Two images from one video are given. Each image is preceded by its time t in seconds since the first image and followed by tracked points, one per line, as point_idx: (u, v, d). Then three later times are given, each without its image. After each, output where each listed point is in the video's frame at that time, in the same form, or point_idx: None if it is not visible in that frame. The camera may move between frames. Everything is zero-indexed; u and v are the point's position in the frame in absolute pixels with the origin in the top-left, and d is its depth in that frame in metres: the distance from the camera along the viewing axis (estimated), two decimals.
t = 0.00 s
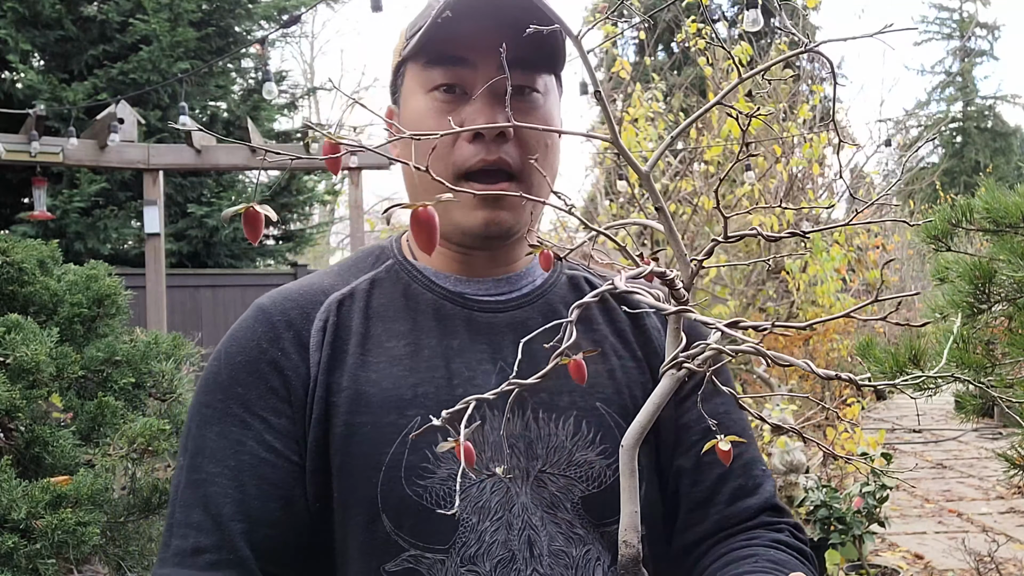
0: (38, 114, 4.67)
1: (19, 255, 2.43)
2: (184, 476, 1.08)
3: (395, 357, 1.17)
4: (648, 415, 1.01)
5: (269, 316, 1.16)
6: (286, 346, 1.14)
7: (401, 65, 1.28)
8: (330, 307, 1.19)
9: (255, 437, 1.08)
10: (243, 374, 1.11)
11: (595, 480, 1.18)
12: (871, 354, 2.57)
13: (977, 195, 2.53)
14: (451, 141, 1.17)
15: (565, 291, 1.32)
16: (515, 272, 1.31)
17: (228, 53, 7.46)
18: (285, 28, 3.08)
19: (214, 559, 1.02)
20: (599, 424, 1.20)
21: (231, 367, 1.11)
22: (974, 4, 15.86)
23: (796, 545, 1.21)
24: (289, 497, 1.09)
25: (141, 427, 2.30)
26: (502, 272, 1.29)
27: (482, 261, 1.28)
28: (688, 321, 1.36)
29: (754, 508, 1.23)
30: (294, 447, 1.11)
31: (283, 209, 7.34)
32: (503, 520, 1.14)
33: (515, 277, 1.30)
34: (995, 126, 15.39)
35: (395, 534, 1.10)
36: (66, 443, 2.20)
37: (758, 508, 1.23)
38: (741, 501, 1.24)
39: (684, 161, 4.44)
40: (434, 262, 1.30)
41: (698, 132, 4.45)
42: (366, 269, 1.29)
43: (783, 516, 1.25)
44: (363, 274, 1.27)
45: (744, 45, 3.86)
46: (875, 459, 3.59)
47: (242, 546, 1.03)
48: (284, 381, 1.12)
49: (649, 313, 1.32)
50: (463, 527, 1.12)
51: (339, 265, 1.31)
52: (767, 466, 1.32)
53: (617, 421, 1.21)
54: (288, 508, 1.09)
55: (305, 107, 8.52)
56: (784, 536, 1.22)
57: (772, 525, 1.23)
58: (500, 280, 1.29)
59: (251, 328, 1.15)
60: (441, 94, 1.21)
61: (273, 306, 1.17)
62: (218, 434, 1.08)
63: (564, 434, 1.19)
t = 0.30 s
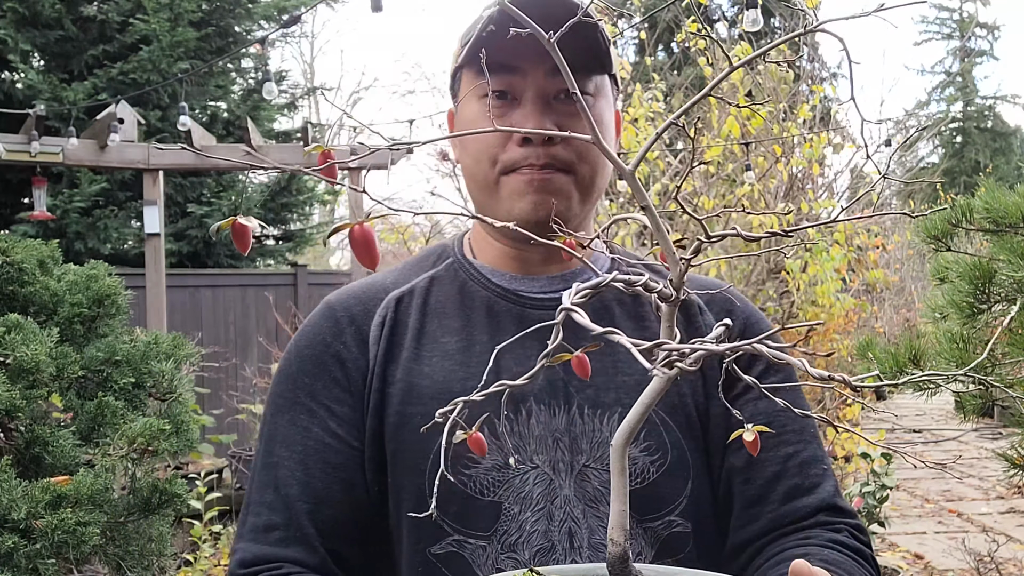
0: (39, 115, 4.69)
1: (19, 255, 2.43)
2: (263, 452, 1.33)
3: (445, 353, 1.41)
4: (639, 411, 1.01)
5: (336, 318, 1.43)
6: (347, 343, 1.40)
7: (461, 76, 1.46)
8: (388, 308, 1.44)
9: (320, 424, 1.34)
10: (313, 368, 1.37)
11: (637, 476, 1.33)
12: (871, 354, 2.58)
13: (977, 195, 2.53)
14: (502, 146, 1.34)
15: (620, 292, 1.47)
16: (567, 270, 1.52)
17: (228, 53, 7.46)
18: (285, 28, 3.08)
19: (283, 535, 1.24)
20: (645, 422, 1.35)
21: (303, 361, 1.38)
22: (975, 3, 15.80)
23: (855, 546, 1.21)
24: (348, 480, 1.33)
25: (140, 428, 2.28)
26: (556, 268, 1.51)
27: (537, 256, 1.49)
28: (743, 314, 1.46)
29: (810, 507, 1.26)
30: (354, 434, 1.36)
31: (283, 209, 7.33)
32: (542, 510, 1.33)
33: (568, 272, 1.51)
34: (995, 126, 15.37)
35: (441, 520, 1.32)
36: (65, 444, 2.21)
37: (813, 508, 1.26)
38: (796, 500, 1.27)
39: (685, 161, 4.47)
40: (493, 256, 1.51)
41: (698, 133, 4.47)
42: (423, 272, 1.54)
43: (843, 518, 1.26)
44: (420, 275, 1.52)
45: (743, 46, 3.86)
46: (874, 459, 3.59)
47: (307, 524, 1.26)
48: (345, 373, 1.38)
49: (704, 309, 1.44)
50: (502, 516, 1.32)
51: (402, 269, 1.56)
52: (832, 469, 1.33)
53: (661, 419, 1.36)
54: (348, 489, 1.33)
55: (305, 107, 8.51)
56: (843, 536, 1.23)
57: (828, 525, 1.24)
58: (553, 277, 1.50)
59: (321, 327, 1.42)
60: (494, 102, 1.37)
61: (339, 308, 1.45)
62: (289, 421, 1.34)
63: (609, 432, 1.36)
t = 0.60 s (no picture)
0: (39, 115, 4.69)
1: (19, 254, 2.44)
2: (307, 441, 1.38)
3: (477, 350, 1.43)
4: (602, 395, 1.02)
5: (376, 313, 1.47)
6: (385, 338, 1.44)
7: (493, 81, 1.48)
8: (425, 304, 1.47)
9: (359, 416, 1.37)
10: (353, 360, 1.41)
11: (658, 475, 1.35)
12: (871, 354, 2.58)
13: (977, 195, 2.53)
14: (530, 147, 1.35)
15: (653, 291, 1.46)
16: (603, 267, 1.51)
17: (228, 53, 7.46)
18: (286, 28, 3.07)
19: (322, 520, 1.30)
20: (669, 422, 1.36)
21: (345, 355, 1.42)
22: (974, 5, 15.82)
23: (884, 549, 1.20)
24: (385, 472, 1.35)
25: (140, 428, 2.28)
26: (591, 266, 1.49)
27: (572, 255, 1.49)
28: (777, 315, 1.42)
29: (839, 509, 1.25)
30: (391, 426, 1.38)
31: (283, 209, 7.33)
32: (562, 506, 1.34)
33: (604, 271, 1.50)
34: (995, 126, 15.37)
35: (465, 510, 1.35)
36: (65, 444, 2.21)
37: (842, 510, 1.25)
38: (824, 503, 1.26)
39: (685, 160, 4.49)
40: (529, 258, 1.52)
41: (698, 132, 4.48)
42: (463, 268, 1.56)
43: (875, 523, 1.24)
44: (460, 272, 1.54)
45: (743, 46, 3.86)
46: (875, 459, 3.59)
47: (344, 511, 1.31)
48: (383, 367, 1.41)
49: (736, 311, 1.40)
50: (526, 509, 1.35)
51: (444, 266, 1.59)
52: (867, 472, 1.31)
53: (685, 420, 1.36)
54: (383, 481, 1.35)
55: (305, 107, 8.50)
56: (872, 539, 1.22)
57: (857, 528, 1.23)
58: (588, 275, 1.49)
59: (362, 322, 1.46)
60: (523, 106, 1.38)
61: (379, 303, 1.48)
62: (331, 412, 1.38)
63: (632, 430, 1.37)
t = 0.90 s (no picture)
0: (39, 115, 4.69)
1: (19, 254, 2.44)
2: (307, 440, 1.39)
3: (474, 352, 1.44)
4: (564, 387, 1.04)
5: (376, 315, 1.47)
6: (384, 339, 1.44)
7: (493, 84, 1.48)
8: (421, 308, 1.43)
9: (358, 416, 1.38)
10: (353, 361, 1.42)
11: (650, 477, 1.35)
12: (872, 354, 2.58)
13: (977, 195, 2.53)
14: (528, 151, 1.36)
15: (651, 292, 1.46)
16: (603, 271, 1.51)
17: (228, 53, 7.45)
18: (285, 28, 3.07)
19: (321, 517, 1.30)
20: (661, 425, 1.36)
21: (346, 356, 1.43)
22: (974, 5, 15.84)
23: (876, 555, 1.19)
24: (383, 468, 1.39)
25: (140, 428, 2.28)
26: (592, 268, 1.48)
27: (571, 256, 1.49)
28: (775, 318, 1.42)
29: (832, 514, 1.24)
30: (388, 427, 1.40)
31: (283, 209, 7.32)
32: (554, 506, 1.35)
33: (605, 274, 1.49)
34: (995, 125, 15.37)
35: (457, 510, 1.35)
36: (65, 444, 2.21)
37: (836, 515, 1.24)
38: (818, 507, 1.26)
39: (685, 160, 4.49)
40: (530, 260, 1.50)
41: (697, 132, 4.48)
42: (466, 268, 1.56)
43: (869, 529, 1.23)
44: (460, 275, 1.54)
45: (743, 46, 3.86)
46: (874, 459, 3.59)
47: (341, 509, 1.31)
48: (381, 367, 1.42)
49: (734, 314, 1.41)
50: (518, 509, 1.35)
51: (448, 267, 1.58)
52: (863, 477, 1.30)
53: (678, 422, 1.37)
54: (382, 477, 1.39)
55: (305, 107, 8.50)
56: (864, 544, 1.21)
57: (851, 534, 1.22)
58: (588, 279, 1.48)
59: (363, 324, 1.47)
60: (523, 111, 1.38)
61: (380, 305, 1.49)
62: (331, 412, 1.39)
63: (624, 432, 1.37)
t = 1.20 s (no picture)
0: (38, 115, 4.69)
1: (19, 254, 2.44)
2: (302, 440, 1.39)
3: (467, 351, 1.44)
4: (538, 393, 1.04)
5: (370, 315, 1.47)
6: (378, 339, 1.44)
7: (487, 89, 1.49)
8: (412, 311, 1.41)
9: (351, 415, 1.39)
10: (347, 361, 1.42)
11: (642, 476, 1.35)
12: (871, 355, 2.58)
13: (977, 195, 2.52)
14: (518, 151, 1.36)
15: (645, 292, 1.46)
16: (596, 272, 1.51)
17: (228, 53, 7.45)
18: (285, 28, 3.07)
19: (315, 516, 1.30)
20: (653, 424, 1.37)
21: (340, 356, 1.43)
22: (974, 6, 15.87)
23: (868, 557, 1.18)
24: (376, 468, 1.39)
25: (140, 428, 2.28)
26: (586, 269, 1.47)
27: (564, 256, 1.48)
28: (770, 316, 1.40)
29: (825, 514, 1.23)
30: (381, 426, 1.40)
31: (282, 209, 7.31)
32: (545, 506, 1.35)
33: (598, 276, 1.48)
34: (995, 125, 15.38)
35: (449, 509, 1.36)
36: (65, 444, 2.21)
37: (829, 515, 1.23)
38: (811, 508, 1.25)
39: (685, 160, 4.50)
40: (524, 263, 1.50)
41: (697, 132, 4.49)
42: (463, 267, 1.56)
43: (861, 528, 1.23)
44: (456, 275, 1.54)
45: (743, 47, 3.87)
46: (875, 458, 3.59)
47: (334, 508, 1.32)
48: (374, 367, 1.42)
49: (728, 313, 1.41)
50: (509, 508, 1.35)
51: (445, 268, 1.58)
52: (859, 477, 1.29)
53: (670, 422, 1.37)
54: (375, 477, 1.38)
55: (305, 107, 8.50)
56: (856, 545, 1.20)
57: (843, 534, 1.21)
58: (582, 279, 1.48)
59: (357, 324, 1.47)
60: (513, 112, 1.37)
61: (374, 305, 1.49)
62: (325, 412, 1.39)
63: (616, 431, 1.37)
